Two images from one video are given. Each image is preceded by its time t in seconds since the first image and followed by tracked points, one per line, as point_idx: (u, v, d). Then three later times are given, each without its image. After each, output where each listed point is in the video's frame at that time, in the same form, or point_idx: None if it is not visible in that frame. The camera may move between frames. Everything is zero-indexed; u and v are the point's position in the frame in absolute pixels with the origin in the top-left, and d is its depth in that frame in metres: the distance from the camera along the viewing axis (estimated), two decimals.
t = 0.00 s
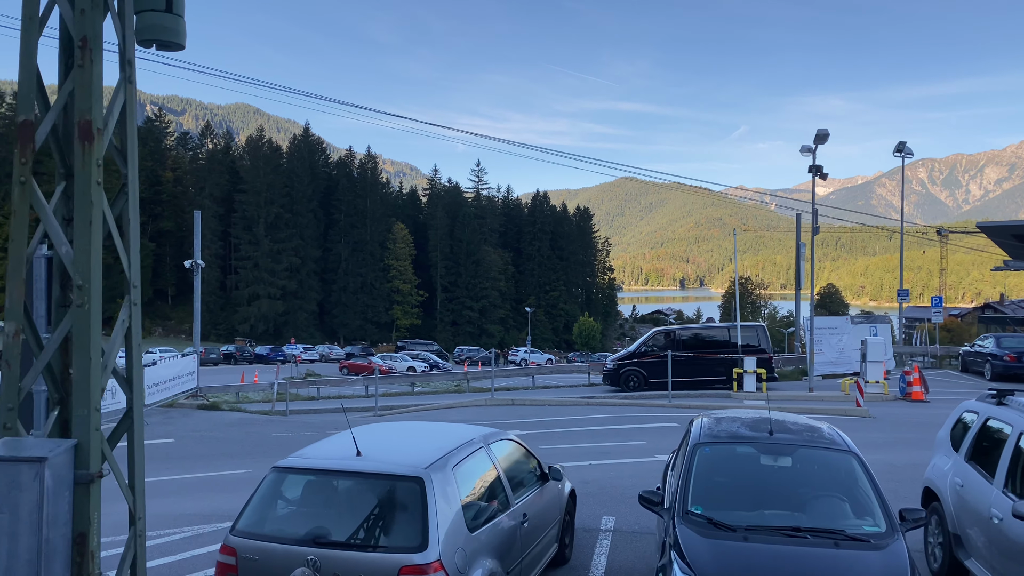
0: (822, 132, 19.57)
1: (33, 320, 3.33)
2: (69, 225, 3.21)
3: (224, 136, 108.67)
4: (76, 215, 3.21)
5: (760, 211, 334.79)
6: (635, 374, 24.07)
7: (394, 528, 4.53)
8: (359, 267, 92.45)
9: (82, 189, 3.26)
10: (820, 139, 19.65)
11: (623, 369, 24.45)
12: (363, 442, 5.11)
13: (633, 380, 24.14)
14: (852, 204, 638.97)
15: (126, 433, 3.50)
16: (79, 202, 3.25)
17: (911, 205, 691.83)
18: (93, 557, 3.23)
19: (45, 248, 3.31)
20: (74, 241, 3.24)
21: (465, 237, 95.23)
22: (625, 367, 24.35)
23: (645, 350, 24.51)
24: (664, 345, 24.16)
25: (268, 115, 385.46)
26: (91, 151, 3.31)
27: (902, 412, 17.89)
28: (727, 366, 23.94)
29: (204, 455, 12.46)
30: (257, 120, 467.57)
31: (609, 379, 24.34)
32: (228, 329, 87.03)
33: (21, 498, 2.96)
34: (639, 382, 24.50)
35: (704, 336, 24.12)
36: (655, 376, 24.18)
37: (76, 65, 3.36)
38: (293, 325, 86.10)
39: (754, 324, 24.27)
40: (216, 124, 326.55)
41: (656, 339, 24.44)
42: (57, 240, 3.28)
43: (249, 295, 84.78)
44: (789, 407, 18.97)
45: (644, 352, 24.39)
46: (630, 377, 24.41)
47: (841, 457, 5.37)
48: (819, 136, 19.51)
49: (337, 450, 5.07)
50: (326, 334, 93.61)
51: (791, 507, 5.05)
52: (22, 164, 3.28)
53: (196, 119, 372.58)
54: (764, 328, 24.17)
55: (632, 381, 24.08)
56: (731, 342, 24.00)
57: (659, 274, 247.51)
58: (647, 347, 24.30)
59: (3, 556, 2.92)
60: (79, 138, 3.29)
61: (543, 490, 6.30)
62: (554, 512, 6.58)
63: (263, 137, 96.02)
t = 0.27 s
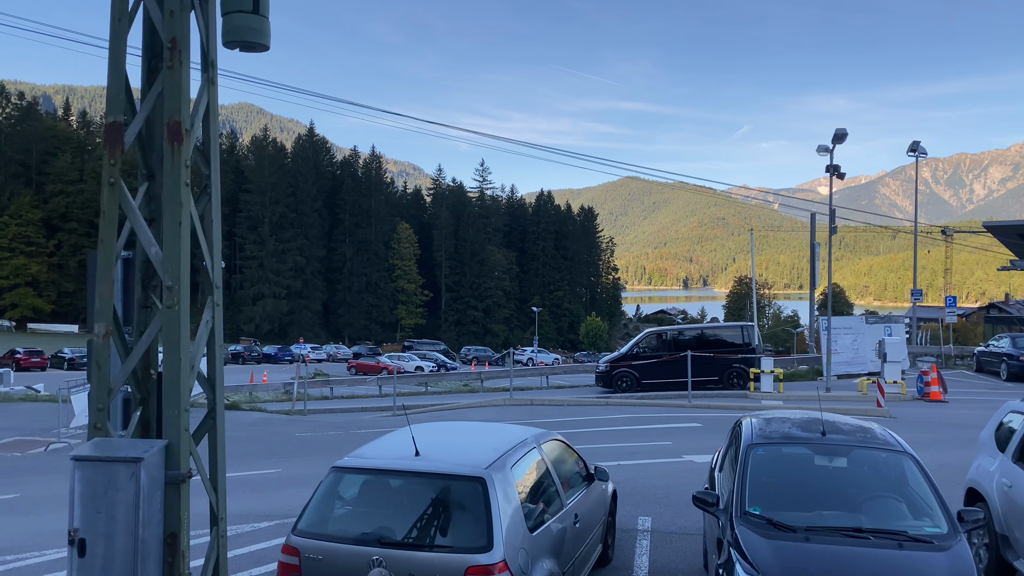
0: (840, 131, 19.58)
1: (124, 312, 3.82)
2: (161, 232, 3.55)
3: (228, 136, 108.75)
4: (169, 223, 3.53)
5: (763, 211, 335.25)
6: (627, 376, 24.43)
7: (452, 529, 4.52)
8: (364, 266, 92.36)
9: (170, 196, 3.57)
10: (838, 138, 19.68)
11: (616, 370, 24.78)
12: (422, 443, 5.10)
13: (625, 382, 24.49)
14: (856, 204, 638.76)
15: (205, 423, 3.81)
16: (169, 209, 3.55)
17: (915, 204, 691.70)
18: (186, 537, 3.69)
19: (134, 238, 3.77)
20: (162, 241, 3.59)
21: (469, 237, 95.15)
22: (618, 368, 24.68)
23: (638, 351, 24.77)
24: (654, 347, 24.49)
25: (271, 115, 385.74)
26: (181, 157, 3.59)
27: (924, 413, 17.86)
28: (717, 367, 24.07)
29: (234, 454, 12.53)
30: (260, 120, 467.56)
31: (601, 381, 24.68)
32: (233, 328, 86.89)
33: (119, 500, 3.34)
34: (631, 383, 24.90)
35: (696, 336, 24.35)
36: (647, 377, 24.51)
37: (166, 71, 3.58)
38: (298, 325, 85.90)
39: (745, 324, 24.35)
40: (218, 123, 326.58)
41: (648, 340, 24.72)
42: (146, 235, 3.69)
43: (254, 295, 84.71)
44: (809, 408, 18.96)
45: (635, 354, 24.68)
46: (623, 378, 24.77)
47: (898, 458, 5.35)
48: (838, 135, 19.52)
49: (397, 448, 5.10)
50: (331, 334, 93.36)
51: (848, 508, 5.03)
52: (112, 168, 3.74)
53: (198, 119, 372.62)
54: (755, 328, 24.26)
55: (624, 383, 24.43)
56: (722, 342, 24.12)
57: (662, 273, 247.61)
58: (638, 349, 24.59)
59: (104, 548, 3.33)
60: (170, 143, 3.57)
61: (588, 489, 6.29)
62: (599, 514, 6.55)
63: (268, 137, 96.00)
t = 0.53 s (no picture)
0: (858, 130, 19.55)
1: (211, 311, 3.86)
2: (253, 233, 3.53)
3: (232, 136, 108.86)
4: (260, 224, 3.53)
5: (766, 210, 335.40)
6: (617, 377, 24.48)
7: (509, 529, 4.52)
8: (369, 266, 92.16)
9: (257, 197, 3.55)
10: (856, 138, 19.62)
11: (606, 371, 24.84)
12: (478, 443, 5.10)
13: (616, 384, 24.52)
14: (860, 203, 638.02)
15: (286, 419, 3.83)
16: (257, 211, 3.53)
17: (918, 203, 690.95)
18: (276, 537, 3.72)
19: (224, 240, 3.77)
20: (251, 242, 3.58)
21: (473, 237, 95.17)
22: (608, 369, 24.70)
23: (628, 352, 24.79)
24: (644, 348, 24.49)
25: (273, 115, 386.18)
26: (268, 159, 3.55)
27: (944, 413, 17.84)
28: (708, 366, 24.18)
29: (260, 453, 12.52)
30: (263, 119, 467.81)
31: (592, 382, 24.72)
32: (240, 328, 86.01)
33: (212, 500, 3.38)
34: (622, 384, 24.93)
35: (686, 336, 24.41)
36: (638, 378, 24.62)
37: (252, 71, 3.53)
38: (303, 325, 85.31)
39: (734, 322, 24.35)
40: (221, 123, 326.76)
41: (638, 340, 24.74)
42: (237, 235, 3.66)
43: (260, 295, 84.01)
44: (828, 407, 18.93)
45: (626, 355, 24.71)
46: (613, 379, 24.79)
47: (948, 458, 5.35)
48: (856, 134, 19.48)
49: (454, 448, 5.10)
50: (336, 334, 93.19)
51: (906, 509, 5.01)
52: (199, 168, 3.75)
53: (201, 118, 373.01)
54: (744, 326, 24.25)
55: (615, 384, 24.54)
56: (711, 342, 24.16)
57: (665, 273, 247.68)
58: (629, 350, 24.61)
59: (199, 549, 3.38)
60: (256, 145, 3.53)
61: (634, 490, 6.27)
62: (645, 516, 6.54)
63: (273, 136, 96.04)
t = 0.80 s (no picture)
0: (876, 129, 19.56)
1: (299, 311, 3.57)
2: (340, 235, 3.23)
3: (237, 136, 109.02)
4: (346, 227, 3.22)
5: (769, 210, 335.51)
6: (607, 379, 24.42)
7: (568, 528, 4.52)
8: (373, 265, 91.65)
9: (343, 199, 3.25)
10: (874, 137, 19.62)
11: (595, 372, 24.80)
12: (533, 444, 5.10)
13: (605, 385, 24.48)
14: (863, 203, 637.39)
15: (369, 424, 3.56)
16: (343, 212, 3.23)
17: (922, 203, 690.30)
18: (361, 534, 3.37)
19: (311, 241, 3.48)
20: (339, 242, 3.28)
21: (478, 236, 95.17)
22: (597, 371, 24.66)
23: (616, 354, 24.76)
24: (634, 350, 24.44)
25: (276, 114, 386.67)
26: (356, 162, 3.24)
27: (964, 412, 17.84)
28: (696, 367, 24.32)
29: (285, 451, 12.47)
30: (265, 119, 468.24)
31: (581, 384, 24.65)
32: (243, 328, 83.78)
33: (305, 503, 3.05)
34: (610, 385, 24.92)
35: (673, 337, 24.46)
36: (626, 379, 24.61)
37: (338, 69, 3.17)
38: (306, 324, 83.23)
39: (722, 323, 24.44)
40: (223, 123, 327.02)
41: (627, 341, 24.71)
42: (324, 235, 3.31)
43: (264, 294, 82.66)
44: (846, 406, 18.94)
45: (615, 356, 24.69)
46: (602, 380, 24.74)
47: (999, 457, 5.34)
48: (874, 134, 19.49)
49: (511, 449, 5.07)
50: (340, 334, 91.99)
51: (962, 509, 4.99)
52: (284, 170, 3.44)
53: (203, 118, 373.47)
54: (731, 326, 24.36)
55: (603, 386, 24.50)
56: (700, 342, 24.26)
57: (668, 272, 247.75)
58: (617, 351, 24.59)
59: (291, 552, 3.08)
60: (341, 147, 3.24)
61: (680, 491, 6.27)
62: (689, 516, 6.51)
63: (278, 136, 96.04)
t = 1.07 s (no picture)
0: (894, 129, 19.54)
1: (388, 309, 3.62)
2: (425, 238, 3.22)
3: (242, 136, 109.17)
4: (433, 229, 3.22)
5: (773, 209, 335.35)
6: (595, 379, 24.25)
7: (632, 529, 4.49)
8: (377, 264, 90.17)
9: (429, 200, 3.27)
10: (892, 137, 19.60)
11: (582, 373, 24.64)
12: (592, 444, 5.08)
13: (592, 386, 24.30)
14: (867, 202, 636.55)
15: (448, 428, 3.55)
16: (429, 214, 3.23)
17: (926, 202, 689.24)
18: (449, 535, 3.33)
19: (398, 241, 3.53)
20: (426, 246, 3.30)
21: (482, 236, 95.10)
22: (584, 372, 24.50)
23: (603, 354, 24.66)
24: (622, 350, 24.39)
25: (279, 114, 387.01)
26: (442, 166, 3.28)
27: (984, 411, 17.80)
28: (681, 368, 24.37)
29: (311, 450, 12.45)
30: (269, 119, 468.58)
31: (568, 385, 24.40)
32: (249, 327, 84.38)
33: (398, 502, 3.00)
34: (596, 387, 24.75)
35: (660, 339, 24.53)
36: (614, 381, 24.50)
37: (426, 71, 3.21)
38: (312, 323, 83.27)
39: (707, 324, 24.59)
40: (226, 123, 327.34)
41: (614, 342, 24.66)
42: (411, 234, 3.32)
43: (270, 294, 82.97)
44: (866, 405, 18.90)
45: (602, 358, 24.57)
46: (589, 382, 24.56)
47: None
48: (892, 134, 19.50)
49: (569, 451, 5.05)
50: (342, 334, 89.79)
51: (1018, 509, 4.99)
52: (371, 173, 3.36)
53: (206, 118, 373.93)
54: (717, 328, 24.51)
55: (591, 387, 24.34)
56: (686, 343, 24.36)
57: (671, 272, 247.72)
58: (605, 352, 24.49)
59: (385, 550, 3.01)
60: (429, 149, 3.26)
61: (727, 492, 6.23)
62: (736, 519, 6.47)
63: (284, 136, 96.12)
